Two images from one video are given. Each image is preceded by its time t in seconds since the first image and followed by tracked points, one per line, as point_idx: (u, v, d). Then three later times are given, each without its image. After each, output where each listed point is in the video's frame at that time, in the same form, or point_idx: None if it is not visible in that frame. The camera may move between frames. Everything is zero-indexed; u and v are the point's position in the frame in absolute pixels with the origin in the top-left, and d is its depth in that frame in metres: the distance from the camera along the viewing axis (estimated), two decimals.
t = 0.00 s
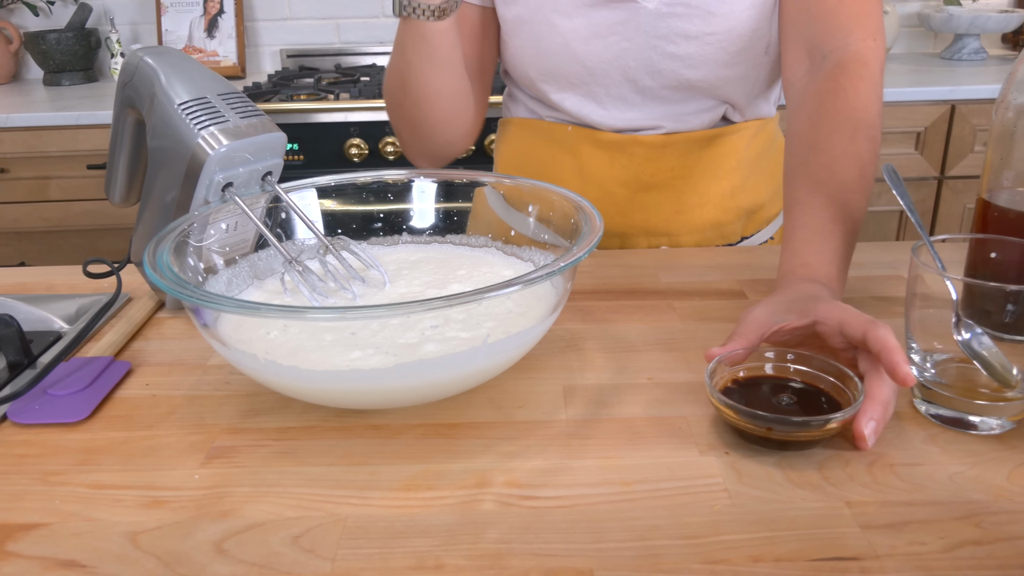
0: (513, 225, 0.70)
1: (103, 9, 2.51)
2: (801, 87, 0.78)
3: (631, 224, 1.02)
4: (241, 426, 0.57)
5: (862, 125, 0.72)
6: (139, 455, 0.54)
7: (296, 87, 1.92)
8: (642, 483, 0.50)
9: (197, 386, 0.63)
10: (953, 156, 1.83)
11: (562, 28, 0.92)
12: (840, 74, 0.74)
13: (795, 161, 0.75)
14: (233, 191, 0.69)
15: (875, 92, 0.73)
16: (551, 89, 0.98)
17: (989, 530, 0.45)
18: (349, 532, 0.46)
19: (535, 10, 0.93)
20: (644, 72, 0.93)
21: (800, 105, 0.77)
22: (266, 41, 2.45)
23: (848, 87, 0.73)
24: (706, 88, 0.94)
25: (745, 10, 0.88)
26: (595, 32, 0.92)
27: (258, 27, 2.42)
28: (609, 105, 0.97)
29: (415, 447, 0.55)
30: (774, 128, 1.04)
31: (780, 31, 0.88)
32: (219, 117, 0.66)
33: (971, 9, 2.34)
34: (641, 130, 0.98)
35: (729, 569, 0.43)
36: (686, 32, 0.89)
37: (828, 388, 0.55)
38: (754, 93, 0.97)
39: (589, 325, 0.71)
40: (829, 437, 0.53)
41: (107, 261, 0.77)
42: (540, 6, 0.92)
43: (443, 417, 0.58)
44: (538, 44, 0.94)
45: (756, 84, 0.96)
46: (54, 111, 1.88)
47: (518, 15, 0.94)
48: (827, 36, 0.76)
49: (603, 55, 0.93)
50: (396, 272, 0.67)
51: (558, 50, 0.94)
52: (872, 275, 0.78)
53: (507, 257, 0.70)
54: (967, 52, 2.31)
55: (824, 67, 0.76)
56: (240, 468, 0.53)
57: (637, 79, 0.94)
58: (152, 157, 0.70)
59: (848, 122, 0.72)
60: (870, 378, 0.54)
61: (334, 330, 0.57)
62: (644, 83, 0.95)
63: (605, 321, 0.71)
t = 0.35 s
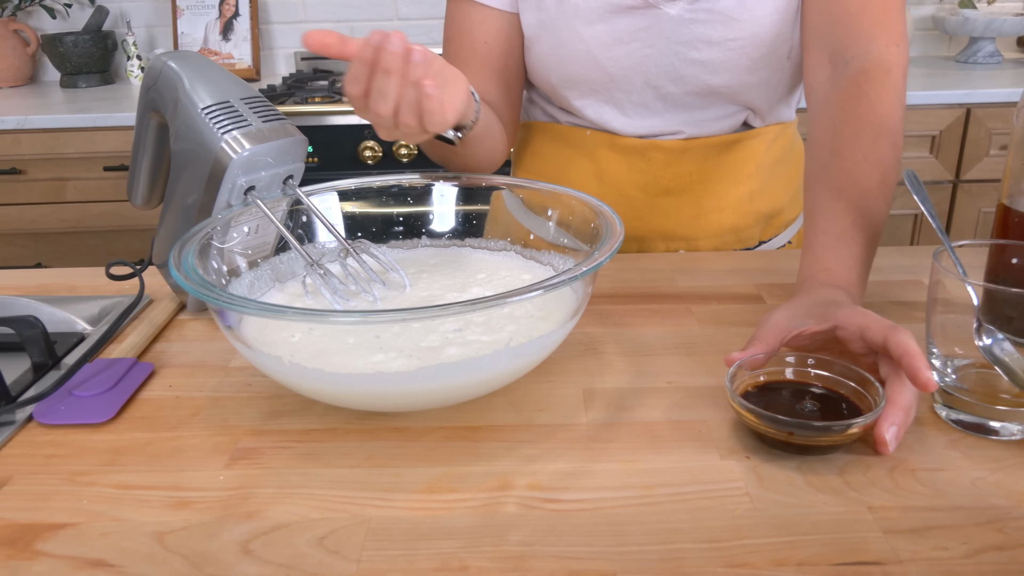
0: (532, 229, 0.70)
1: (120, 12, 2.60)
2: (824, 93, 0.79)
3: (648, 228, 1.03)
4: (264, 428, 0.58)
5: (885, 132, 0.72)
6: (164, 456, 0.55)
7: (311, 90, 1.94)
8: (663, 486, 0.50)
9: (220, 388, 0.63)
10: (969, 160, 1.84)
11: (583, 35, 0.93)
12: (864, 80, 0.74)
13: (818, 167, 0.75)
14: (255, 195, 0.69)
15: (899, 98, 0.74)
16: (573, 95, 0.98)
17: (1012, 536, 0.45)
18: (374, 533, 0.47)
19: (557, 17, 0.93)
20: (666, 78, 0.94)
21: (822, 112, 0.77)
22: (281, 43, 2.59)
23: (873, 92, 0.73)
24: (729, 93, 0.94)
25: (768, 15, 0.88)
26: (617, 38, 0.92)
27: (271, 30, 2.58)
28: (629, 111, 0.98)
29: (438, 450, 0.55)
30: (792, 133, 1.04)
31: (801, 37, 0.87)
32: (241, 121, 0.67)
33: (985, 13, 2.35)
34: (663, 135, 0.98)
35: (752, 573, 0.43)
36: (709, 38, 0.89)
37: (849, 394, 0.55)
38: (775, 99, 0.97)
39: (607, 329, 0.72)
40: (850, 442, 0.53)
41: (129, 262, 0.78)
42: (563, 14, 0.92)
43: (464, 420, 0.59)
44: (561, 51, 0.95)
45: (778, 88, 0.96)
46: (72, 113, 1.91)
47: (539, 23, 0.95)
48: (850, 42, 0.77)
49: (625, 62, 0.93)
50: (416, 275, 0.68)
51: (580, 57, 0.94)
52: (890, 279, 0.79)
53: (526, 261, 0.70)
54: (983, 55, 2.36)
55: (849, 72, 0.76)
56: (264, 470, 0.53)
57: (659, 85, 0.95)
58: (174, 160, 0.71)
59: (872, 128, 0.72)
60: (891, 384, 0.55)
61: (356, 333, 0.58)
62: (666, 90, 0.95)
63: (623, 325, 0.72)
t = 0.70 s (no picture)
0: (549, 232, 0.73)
1: (132, 19, 2.65)
2: (839, 104, 0.82)
3: (655, 233, 1.06)
4: (294, 425, 0.60)
5: (895, 141, 0.76)
6: (200, 452, 0.57)
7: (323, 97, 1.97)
8: (681, 480, 0.53)
9: (249, 387, 0.66)
10: (972, 164, 1.86)
11: (603, 39, 0.96)
12: (878, 91, 0.77)
13: (830, 175, 0.78)
14: (282, 200, 0.72)
15: (910, 110, 0.77)
16: (588, 97, 1.01)
17: (1016, 525, 0.48)
18: (405, 524, 0.49)
19: (577, 20, 0.96)
20: (682, 84, 0.97)
21: (836, 121, 0.81)
22: (291, 50, 2.68)
23: (885, 103, 0.76)
24: (743, 102, 0.97)
25: (783, 26, 0.92)
26: (635, 43, 0.95)
27: (282, 36, 2.66)
28: (642, 116, 1.00)
29: (463, 445, 0.57)
30: (801, 143, 1.07)
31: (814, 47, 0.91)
32: (270, 130, 0.70)
33: (987, 20, 2.39)
34: (670, 142, 1.01)
35: (768, 560, 0.45)
36: (725, 45, 0.93)
37: (859, 391, 0.57)
38: (788, 109, 1.01)
39: (622, 330, 0.74)
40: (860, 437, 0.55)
41: (158, 266, 0.80)
42: (583, 17, 0.95)
43: (487, 417, 0.61)
44: (579, 54, 0.98)
45: (790, 100, 1.00)
46: (86, 119, 1.94)
47: (560, 27, 0.98)
48: (866, 54, 0.80)
49: (641, 66, 0.96)
50: (438, 278, 0.70)
51: (598, 60, 0.97)
52: (896, 281, 0.81)
53: (543, 264, 0.72)
54: (984, 61, 2.41)
55: (864, 82, 0.80)
56: (296, 464, 0.55)
57: (674, 91, 0.98)
58: (204, 167, 0.74)
59: (883, 138, 0.76)
60: (899, 382, 0.57)
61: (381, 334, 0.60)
62: (681, 96, 0.98)
63: (637, 326, 0.74)
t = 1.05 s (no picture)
0: (545, 245, 0.79)
1: (117, 39, 2.68)
2: (807, 125, 0.90)
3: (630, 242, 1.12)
4: (314, 424, 0.65)
5: (860, 161, 0.83)
6: (229, 449, 0.61)
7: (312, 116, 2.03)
8: (673, 465, 0.58)
9: (268, 391, 0.70)
10: (934, 177, 1.96)
11: (586, 56, 1.05)
12: (845, 114, 0.84)
13: (802, 190, 0.85)
14: (295, 216, 0.77)
15: (873, 133, 0.84)
16: (570, 110, 1.08)
17: (971, 498, 0.54)
18: (426, 509, 0.54)
19: (564, 39, 1.06)
20: (658, 101, 1.05)
21: (805, 141, 0.88)
22: (276, 69, 2.73)
23: (849, 124, 0.84)
24: (714, 121, 1.05)
25: (752, 53, 1.01)
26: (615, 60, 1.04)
27: (267, 56, 2.71)
28: (620, 131, 1.07)
29: (472, 440, 0.62)
30: (773, 162, 1.14)
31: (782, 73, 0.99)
32: (286, 150, 0.75)
33: (947, 41, 2.53)
34: (643, 157, 1.08)
35: (754, 532, 0.51)
36: (698, 66, 1.02)
37: (830, 383, 0.64)
38: (757, 134, 1.09)
39: (613, 334, 0.80)
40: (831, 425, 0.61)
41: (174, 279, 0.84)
42: (570, 34, 1.05)
43: (492, 414, 0.66)
44: (564, 69, 1.07)
45: (758, 124, 1.07)
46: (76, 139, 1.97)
47: (550, 47, 1.07)
48: (834, 82, 0.89)
49: (621, 82, 1.04)
50: (441, 288, 0.75)
51: (581, 74, 1.06)
52: (863, 286, 0.88)
53: (539, 274, 0.78)
54: (945, 78, 2.58)
55: (828, 104, 0.88)
56: (320, 459, 0.60)
57: (651, 108, 1.05)
58: (219, 186, 0.78)
59: (849, 157, 0.83)
60: (866, 374, 0.63)
61: (395, 338, 0.65)
62: (657, 113, 1.05)
63: (627, 331, 0.80)
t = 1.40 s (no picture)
0: (536, 275, 0.88)
1: (104, 78, 2.75)
2: (765, 165, 1.01)
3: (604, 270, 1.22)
4: (337, 435, 0.72)
5: (812, 197, 0.94)
6: (262, 457, 0.68)
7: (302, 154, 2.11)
8: (658, 466, 0.67)
9: (291, 407, 0.77)
10: (889, 213, 2.11)
11: (564, 102, 1.16)
12: (796, 155, 0.96)
13: (761, 224, 0.96)
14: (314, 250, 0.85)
15: (822, 170, 0.96)
16: (552, 151, 1.19)
17: (911, 488, 0.63)
18: (445, 504, 0.62)
19: (546, 87, 1.17)
20: (629, 143, 1.16)
21: (763, 177, 0.99)
22: (261, 108, 2.81)
23: (800, 165, 0.95)
24: (680, 161, 1.16)
25: (712, 100, 1.12)
26: (590, 106, 1.15)
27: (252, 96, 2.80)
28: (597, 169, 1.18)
29: (480, 446, 0.70)
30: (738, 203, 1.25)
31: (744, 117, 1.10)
32: (305, 191, 0.84)
33: (897, 86, 2.73)
34: (615, 193, 1.19)
35: (729, 518, 0.59)
36: (663, 112, 1.13)
37: (791, 396, 0.73)
38: (718, 169, 1.20)
39: (600, 355, 0.88)
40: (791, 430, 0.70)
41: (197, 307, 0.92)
42: (551, 84, 1.16)
43: (497, 425, 0.74)
44: (545, 113, 1.17)
45: (719, 162, 1.19)
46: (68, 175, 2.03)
47: (533, 95, 1.18)
48: (786, 123, 0.99)
49: (596, 126, 1.15)
50: (446, 314, 0.84)
51: (559, 118, 1.16)
52: (820, 312, 0.98)
53: (533, 301, 0.87)
54: (897, 121, 2.77)
55: (781, 147, 0.99)
56: (346, 464, 0.67)
57: (623, 149, 1.16)
58: (242, 224, 0.86)
59: (802, 194, 0.94)
60: (821, 387, 0.72)
61: (407, 356, 0.73)
62: (628, 153, 1.16)
63: (612, 352, 0.89)
